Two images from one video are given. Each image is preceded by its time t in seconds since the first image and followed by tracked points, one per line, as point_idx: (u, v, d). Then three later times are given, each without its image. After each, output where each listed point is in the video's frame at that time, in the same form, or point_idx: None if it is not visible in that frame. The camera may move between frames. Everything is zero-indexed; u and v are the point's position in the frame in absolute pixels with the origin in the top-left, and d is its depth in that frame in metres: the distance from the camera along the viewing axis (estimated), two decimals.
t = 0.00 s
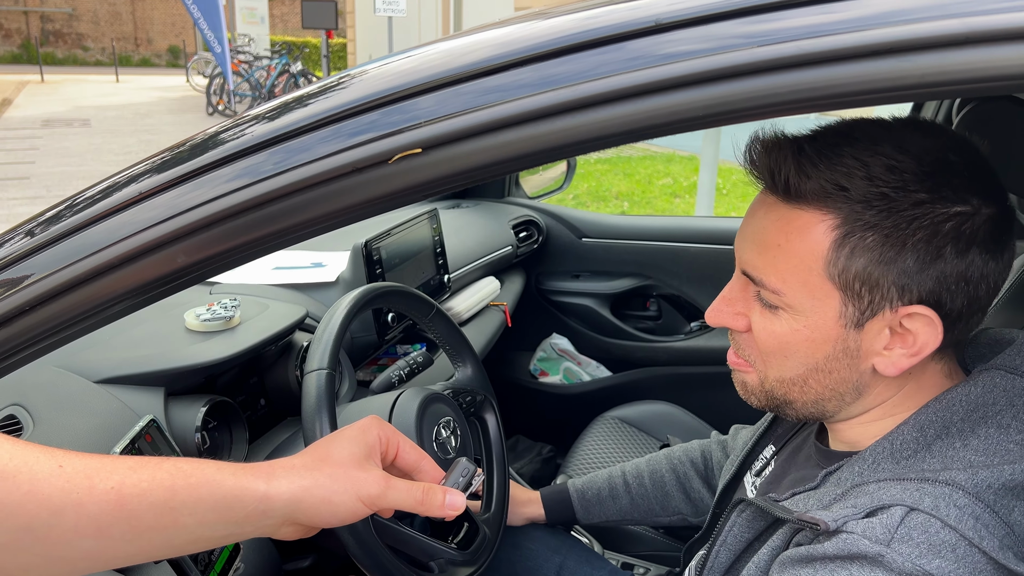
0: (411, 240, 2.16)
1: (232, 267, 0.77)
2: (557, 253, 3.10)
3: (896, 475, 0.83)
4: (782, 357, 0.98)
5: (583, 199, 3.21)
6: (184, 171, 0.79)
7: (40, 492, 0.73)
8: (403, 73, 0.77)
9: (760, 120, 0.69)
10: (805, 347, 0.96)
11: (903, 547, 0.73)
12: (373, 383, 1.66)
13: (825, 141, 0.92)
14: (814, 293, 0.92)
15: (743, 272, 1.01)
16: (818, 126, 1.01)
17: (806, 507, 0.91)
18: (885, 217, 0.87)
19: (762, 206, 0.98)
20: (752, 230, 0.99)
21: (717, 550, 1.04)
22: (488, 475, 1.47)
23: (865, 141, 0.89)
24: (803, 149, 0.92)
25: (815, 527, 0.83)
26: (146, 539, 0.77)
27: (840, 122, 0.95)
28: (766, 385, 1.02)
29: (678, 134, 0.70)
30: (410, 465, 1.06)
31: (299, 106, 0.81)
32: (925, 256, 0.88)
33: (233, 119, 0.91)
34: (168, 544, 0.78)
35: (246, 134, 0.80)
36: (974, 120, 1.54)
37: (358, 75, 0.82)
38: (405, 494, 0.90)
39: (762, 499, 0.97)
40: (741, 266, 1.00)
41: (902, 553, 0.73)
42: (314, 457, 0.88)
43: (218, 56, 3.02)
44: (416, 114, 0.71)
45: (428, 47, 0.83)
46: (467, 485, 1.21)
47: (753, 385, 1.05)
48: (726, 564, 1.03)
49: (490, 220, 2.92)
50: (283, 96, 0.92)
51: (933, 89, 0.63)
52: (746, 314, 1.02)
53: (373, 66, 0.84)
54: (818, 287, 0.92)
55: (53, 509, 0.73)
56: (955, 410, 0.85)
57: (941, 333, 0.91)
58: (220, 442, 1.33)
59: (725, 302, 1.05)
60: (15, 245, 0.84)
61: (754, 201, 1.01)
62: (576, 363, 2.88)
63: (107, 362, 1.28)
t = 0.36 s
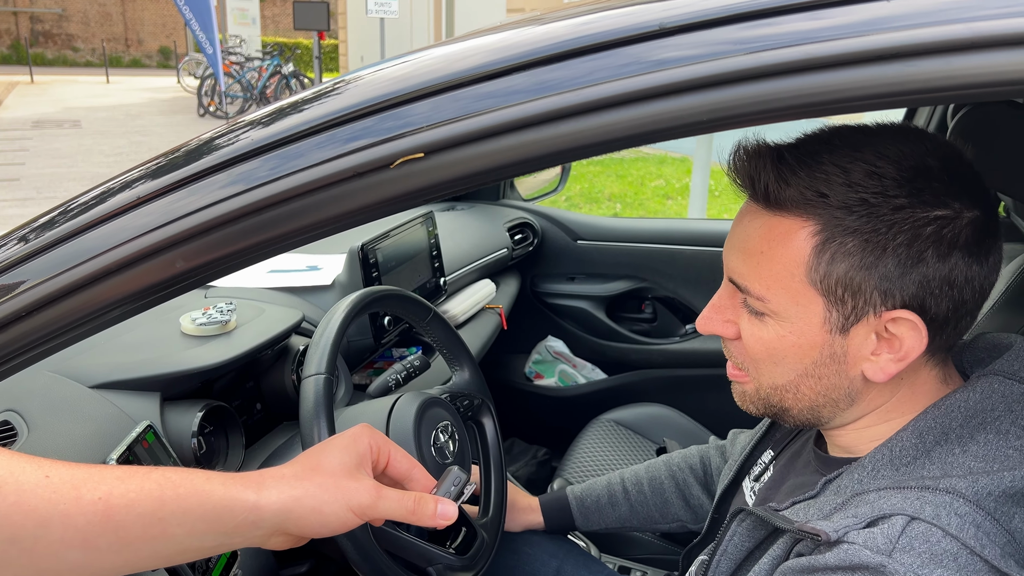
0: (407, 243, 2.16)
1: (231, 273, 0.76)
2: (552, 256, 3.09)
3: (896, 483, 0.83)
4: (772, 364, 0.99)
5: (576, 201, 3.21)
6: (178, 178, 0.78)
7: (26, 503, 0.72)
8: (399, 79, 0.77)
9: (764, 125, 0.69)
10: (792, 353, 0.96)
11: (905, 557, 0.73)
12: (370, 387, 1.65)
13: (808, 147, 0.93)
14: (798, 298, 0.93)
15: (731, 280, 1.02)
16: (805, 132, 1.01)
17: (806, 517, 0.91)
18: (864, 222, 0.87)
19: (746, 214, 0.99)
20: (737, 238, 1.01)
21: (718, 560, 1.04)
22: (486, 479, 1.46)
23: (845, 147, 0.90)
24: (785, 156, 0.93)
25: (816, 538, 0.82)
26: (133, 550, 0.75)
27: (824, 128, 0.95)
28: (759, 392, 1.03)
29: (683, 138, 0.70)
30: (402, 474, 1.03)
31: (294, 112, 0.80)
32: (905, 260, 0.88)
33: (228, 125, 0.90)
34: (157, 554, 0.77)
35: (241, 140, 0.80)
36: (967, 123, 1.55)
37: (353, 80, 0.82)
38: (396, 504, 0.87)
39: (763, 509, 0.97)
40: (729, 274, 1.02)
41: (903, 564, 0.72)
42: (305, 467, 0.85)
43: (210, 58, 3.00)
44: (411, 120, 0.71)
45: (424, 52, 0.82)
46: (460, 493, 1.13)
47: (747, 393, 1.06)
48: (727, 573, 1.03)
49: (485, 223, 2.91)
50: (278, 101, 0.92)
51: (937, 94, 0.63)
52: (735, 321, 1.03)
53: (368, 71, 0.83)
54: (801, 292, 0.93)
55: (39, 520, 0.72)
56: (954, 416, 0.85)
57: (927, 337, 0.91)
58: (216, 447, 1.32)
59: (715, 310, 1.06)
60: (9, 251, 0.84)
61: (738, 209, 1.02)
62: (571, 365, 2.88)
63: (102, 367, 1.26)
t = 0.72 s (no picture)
0: (402, 246, 2.15)
1: (228, 281, 0.75)
2: (547, 259, 3.09)
3: (897, 491, 0.83)
4: (777, 374, 0.98)
5: (570, 203, 3.21)
6: (173, 185, 0.77)
7: (16, 521, 0.72)
8: (396, 86, 0.76)
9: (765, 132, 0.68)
10: (798, 362, 0.95)
11: (905, 566, 0.73)
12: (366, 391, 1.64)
13: (808, 154, 0.92)
14: (804, 307, 0.92)
15: (732, 290, 1.01)
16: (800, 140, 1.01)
17: (806, 525, 0.91)
18: (870, 227, 0.87)
19: (746, 224, 0.98)
20: (737, 248, 0.99)
21: (718, 566, 1.04)
22: (482, 485, 1.45)
23: (846, 152, 0.90)
24: (785, 163, 0.93)
25: (816, 546, 0.82)
26: (125, 567, 0.74)
27: (822, 135, 0.95)
28: (762, 403, 1.01)
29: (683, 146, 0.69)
30: (396, 487, 1.01)
31: (289, 119, 0.80)
32: (910, 265, 0.88)
33: (223, 132, 0.90)
34: (149, 572, 0.75)
35: (235, 148, 0.79)
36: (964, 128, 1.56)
37: (349, 87, 0.82)
38: (390, 518, 0.86)
39: (763, 516, 0.97)
40: (730, 284, 1.01)
41: (904, 573, 0.72)
42: (298, 480, 0.84)
43: (203, 60, 2.99)
44: (408, 128, 0.71)
45: (420, 59, 0.82)
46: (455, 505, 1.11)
47: (749, 404, 1.05)
48: None
49: (480, 226, 2.91)
50: (274, 108, 0.91)
51: (939, 102, 0.63)
52: (737, 332, 1.02)
53: (364, 78, 0.83)
54: (807, 301, 0.92)
55: (29, 538, 0.71)
56: (953, 423, 0.85)
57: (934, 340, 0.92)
58: (211, 453, 1.31)
59: (715, 322, 1.04)
60: (4, 258, 0.83)
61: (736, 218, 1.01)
62: (567, 368, 2.88)
63: (96, 374, 1.25)
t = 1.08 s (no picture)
0: (397, 246, 2.15)
1: (223, 280, 0.75)
2: (542, 258, 3.09)
3: (896, 485, 0.83)
4: (790, 375, 0.96)
5: (564, 202, 3.21)
6: (167, 185, 0.77)
7: (10, 524, 0.71)
8: (389, 85, 0.76)
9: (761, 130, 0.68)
10: (813, 362, 0.94)
11: (904, 559, 0.73)
12: (361, 391, 1.63)
13: (813, 152, 0.93)
14: (821, 306, 0.91)
15: (740, 292, 0.99)
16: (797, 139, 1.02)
17: (804, 518, 0.91)
18: (884, 223, 0.88)
19: (753, 225, 0.97)
20: (745, 249, 0.97)
21: (716, 561, 1.04)
22: (478, 484, 1.45)
23: (852, 149, 0.91)
24: (793, 162, 0.93)
25: (814, 539, 0.83)
26: (120, 570, 0.73)
27: (822, 133, 0.96)
28: (773, 405, 1.00)
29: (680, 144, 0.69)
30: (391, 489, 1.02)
31: (283, 118, 0.79)
32: (923, 259, 0.89)
33: (216, 131, 0.89)
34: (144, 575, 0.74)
35: (228, 147, 0.78)
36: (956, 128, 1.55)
37: (342, 86, 0.81)
38: (388, 520, 0.86)
39: (762, 510, 0.97)
40: (738, 286, 0.99)
41: (902, 566, 0.72)
42: (295, 482, 0.84)
43: (195, 58, 2.97)
44: (402, 126, 0.70)
45: (414, 58, 0.82)
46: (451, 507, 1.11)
47: (757, 407, 1.03)
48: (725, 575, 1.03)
49: (475, 225, 2.91)
50: (267, 107, 0.90)
51: (937, 100, 0.63)
52: (746, 335, 1.00)
53: (357, 77, 0.82)
54: (825, 299, 0.91)
55: (24, 540, 0.70)
56: (953, 419, 0.85)
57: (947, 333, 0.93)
58: (206, 454, 1.30)
59: (720, 326, 1.02)
60: None
61: (741, 217, 1.00)
62: (562, 367, 2.87)
63: (89, 374, 1.25)
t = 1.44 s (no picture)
0: (388, 244, 2.14)
1: (216, 278, 0.75)
2: (533, 255, 3.09)
3: (886, 479, 0.84)
4: (810, 376, 0.97)
5: (555, 199, 3.21)
6: (159, 183, 0.77)
7: (10, 523, 0.71)
8: (379, 84, 0.76)
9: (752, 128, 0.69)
10: (835, 363, 0.94)
11: (894, 551, 0.74)
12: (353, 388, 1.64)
13: (837, 153, 0.93)
14: (850, 309, 0.91)
15: (760, 294, 0.98)
16: (804, 139, 1.02)
17: (796, 513, 0.92)
18: (912, 225, 0.90)
19: (777, 226, 0.96)
20: (769, 251, 0.96)
21: (709, 556, 1.05)
22: (471, 481, 1.45)
23: (876, 150, 0.92)
24: (817, 163, 0.93)
25: (805, 532, 0.84)
26: (120, 569, 0.73)
27: (837, 133, 0.97)
28: (789, 406, 1.00)
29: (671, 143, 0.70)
30: (389, 486, 1.01)
31: (273, 116, 0.80)
32: (947, 260, 0.93)
33: (207, 130, 0.89)
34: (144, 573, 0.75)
35: (219, 146, 0.78)
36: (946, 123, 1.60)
37: (332, 85, 0.81)
38: (386, 517, 0.86)
39: (754, 505, 0.98)
40: (759, 288, 0.98)
41: (894, 558, 0.74)
42: (294, 480, 0.84)
43: (184, 55, 2.95)
44: (392, 125, 0.70)
45: (403, 57, 0.82)
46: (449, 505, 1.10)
47: (770, 407, 1.03)
48: (718, 569, 1.04)
49: (467, 222, 2.91)
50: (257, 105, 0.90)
51: (927, 98, 0.63)
52: (765, 337, 0.99)
53: (347, 75, 0.82)
54: (853, 302, 0.91)
55: (24, 540, 0.70)
56: (944, 413, 0.87)
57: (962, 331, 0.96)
58: (198, 452, 1.30)
59: (737, 327, 1.01)
60: None
61: (759, 216, 1.00)
62: (554, 364, 2.88)
63: (81, 373, 1.24)
